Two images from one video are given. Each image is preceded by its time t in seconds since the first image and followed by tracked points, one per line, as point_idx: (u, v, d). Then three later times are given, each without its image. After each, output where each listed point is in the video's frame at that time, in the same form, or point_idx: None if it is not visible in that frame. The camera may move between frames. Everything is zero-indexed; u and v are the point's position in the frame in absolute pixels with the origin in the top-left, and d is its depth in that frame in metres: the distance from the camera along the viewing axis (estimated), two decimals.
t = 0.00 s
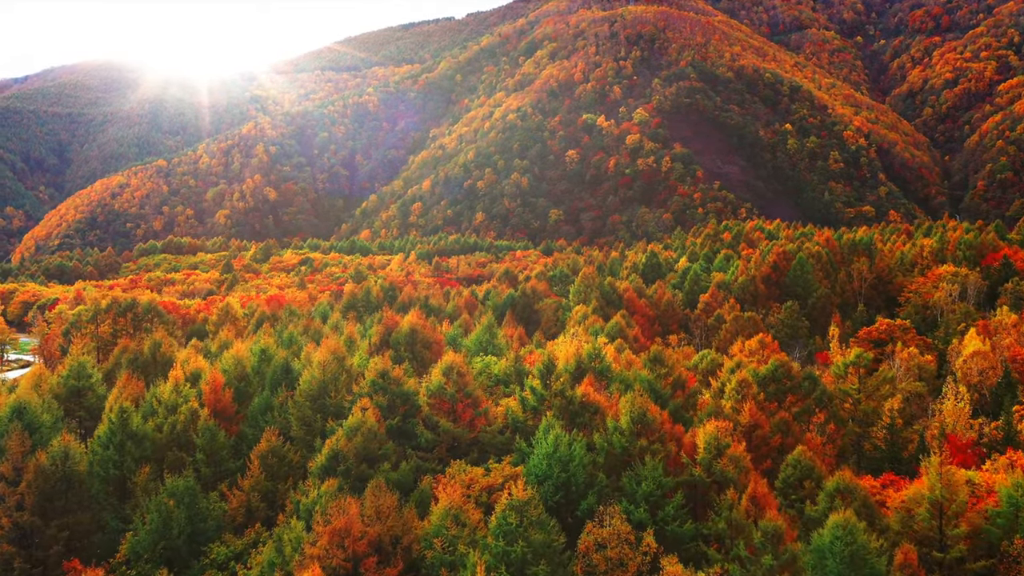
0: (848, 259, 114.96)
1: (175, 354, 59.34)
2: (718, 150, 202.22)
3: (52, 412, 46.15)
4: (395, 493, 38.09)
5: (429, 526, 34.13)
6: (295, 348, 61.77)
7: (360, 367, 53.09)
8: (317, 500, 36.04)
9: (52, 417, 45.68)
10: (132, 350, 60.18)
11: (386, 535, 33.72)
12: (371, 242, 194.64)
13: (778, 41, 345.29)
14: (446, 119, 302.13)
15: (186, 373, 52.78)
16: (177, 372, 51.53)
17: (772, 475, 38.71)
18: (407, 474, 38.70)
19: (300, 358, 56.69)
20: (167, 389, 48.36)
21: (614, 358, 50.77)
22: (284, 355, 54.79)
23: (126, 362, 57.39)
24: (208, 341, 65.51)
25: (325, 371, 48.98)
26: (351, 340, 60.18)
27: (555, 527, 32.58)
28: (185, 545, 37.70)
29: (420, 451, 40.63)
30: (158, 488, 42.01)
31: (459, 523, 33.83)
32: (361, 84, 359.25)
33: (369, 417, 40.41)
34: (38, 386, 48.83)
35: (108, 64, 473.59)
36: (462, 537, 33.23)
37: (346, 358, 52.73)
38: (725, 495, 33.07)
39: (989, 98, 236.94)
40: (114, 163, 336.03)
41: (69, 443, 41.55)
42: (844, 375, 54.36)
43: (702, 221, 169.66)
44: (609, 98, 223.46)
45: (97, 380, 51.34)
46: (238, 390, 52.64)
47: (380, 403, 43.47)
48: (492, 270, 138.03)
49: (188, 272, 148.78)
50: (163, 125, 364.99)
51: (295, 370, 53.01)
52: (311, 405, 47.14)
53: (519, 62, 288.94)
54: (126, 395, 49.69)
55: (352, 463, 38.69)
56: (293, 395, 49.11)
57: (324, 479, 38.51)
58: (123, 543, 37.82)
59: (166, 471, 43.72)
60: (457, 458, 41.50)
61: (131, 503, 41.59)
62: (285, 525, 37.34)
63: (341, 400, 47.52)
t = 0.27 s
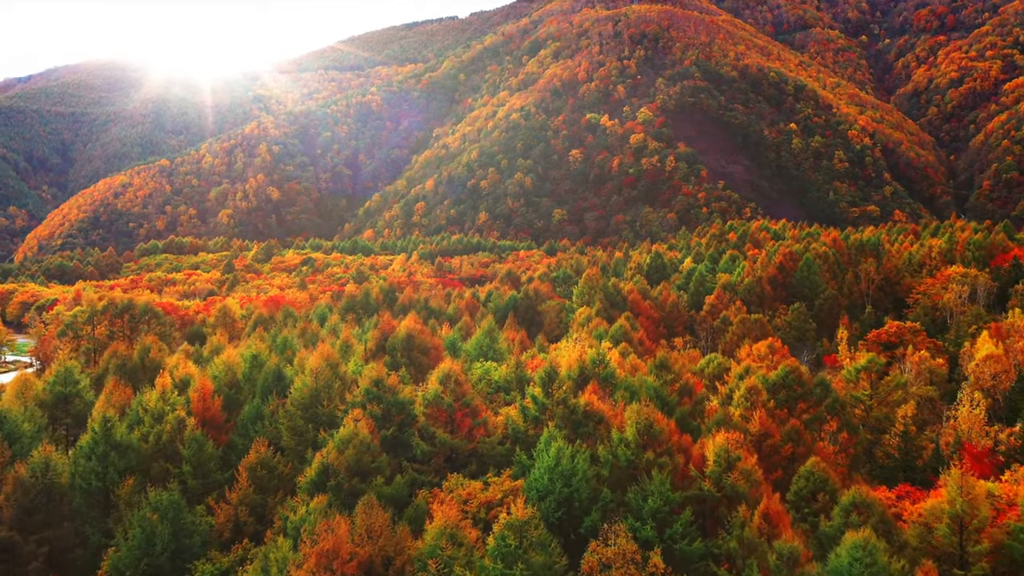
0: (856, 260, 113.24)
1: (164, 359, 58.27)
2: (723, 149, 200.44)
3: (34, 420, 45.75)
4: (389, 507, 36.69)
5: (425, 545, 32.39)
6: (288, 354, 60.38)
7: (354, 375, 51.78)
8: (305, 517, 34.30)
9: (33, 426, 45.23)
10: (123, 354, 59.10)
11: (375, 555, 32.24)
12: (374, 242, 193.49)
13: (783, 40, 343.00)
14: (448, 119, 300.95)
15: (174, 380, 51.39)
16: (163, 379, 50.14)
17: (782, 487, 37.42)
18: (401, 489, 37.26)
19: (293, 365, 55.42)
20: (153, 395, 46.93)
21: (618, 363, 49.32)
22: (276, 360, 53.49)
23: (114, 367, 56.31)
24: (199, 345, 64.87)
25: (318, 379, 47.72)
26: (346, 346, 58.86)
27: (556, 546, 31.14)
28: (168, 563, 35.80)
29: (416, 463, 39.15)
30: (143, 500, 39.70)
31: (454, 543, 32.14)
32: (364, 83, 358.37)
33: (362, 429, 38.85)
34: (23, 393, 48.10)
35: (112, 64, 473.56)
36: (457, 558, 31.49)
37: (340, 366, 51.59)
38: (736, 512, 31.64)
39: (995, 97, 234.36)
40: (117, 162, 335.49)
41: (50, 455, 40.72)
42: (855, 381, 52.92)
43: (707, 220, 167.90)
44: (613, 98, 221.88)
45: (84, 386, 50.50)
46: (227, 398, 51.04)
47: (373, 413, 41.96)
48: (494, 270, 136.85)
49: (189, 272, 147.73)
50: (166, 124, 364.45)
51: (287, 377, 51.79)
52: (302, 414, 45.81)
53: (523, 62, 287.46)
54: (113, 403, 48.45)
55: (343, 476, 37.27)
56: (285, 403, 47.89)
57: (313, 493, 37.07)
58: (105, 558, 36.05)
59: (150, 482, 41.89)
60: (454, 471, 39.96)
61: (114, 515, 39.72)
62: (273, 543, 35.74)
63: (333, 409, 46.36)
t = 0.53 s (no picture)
0: (864, 262, 111.45)
1: (153, 365, 57.05)
2: (728, 149, 198.61)
3: (15, 429, 43.77)
4: (382, 526, 34.68)
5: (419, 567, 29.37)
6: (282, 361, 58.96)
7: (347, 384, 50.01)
8: (293, 538, 31.65)
9: (15, 435, 43.50)
10: (114, 359, 58.03)
11: None
12: (376, 242, 192.55)
13: (788, 39, 340.68)
14: (452, 118, 299.91)
15: (162, 388, 49.97)
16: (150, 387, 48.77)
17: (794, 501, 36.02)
18: (395, 504, 35.40)
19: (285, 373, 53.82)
20: (139, 404, 45.26)
21: (624, 369, 48.12)
22: (267, 367, 51.84)
23: (101, 373, 55.35)
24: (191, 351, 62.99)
25: (309, 389, 45.91)
26: (342, 352, 57.39)
27: (558, 569, 29.42)
28: None
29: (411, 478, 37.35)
30: (125, 515, 38.49)
31: (451, 565, 29.22)
32: (368, 83, 357.80)
33: (353, 443, 36.70)
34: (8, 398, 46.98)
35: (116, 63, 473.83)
36: None
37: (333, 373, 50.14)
38: (748, 531, 30.26)
39: (1002, 96, 231.74)
40: (121, 162, 335.39)
41: (30, 466, 38.87)
42: (867, 387, 51.23)
43: (712, 220, 166.25)
44: (617, 97, 220.34)
45: (72, 392, 49.91)
46: (216, 406, 49.37)
47: (366, 424, 39.72)
48: (497, 270, 135.77)
49: (190, 273, 146.83)
50: (170, 124, 364.46)
51: (279, 385, 50.54)
52: (292, 425, 44.18)
53: (527, 61, 285.95)
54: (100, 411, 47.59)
55: (333, 493, 35.02)
56: (275, 412, 46.16)
57: (301, 512, 34.58)
58: None
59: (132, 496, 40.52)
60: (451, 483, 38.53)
61: (95, 532, 38.34)
62: (257, 564, 33.10)
63: (324, 420, 44.80)
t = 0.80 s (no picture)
0: (871, 263, 109.71)
1: (141, 371, 55.12)
2: (733, 149, 196.73)
3: None
4: (374, 546, 32.74)
5: None
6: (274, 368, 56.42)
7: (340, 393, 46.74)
8: (278, 560, 29.26)
9: None
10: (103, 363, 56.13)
11: None
12: (379, 242, 191.41)
13: (793, 38, 338.41)
14: (455, 118, 298.85)
15: (148, 394, 46.45)
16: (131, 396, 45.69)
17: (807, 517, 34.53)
18: (388, 523, 33.31)
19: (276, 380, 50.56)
20: (124, 413, 41.81)
21: (630, 376, 46.70)
22: (258, 374, 49.06)
23: (87, 379, 53.54)
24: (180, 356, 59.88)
25: (301, 398, 42.76)
26: (336, 361, 54.67)
27: None
28: None
29: (405, 492, 35.40)
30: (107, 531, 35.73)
31: None
32: (372, 82, 357.22)
33: (345, 456, 34.27)
34: None
35: (121, 63, 474.34)
36: None
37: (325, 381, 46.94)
38: (762, 553, 28.55)
39: (1008, 95, 229.33)
40: (124, 162, 334.98)
41: (6, 478, 35.78)
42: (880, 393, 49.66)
43: (717, 220, 164.45)
44: (621, 96, 218.80)
45: (58, 400, 47.70)
46: (202, 415, 46.39)
47: (359, 435, 37.71)
48: (500, 271, 134.55)
49: (192, 273, 145.83)
50: (174, 124, 364.24)
51: (270, 394, 47.38)
52: (283, 436, 41.19)
53: (531, 60, 284.52)
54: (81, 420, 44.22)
55: (322, 511, 32.96)
56: (266, 422, 43.19)
57: (288, 532, 32.62)
58: None
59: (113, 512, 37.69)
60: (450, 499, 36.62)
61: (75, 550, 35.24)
62: None
63: (317, 430, 41.85)
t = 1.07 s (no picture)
0: (879, 264, 107.97)
1: (129, 378, 52.93)
2: (738, 148, 194.88)
3: None
4: (364, 569, 30.65)
5: None
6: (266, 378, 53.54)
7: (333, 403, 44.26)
8: None
9: None
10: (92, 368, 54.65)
11: None
12: (381, 242, 190.22)
13: (798, 37, 336.16)
14: (459, 117, 297.85)
15: (133, 404, 44.06)
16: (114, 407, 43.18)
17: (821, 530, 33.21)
18: (379, 543, 31.34)
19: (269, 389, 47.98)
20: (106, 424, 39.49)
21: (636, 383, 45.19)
22: (248, 382, 46.47)
23: (72, 388, 51.02)
24: (167, 362, 57.13)
25: (290, 408, 40.17)
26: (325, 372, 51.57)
27: None
28: None
29: (399, 509, 33.55)
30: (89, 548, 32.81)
31: None
32: (376, 82, 356.66)
33: (333, 472, 32.78)
34: None
35: (125, 63, 474.70)
36: None
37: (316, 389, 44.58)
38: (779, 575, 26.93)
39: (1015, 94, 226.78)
40: (128, 161, 334.70)
41: None
42: (894, 400, 48.39)
43: (722, 220, 162.67)
44: (625, 96, 217.32)
45: (44, 408, 45.75)
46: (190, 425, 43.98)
47: (350, 449, 35.85)
48: (503, 272, 133.24)
49: (193, 274, 144.84)
50: (178, 123, 364.01)
51: (259, 403, 44.96)
52: (272, 449, 38.51)
53: (535, 60, 283.22)
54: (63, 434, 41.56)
55: (309, 531, 30.97)
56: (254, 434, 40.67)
57: (274, 555, 30.50)
58: None
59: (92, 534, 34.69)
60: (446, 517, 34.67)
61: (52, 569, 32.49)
62: None
63: (306, 444, 39.22)
